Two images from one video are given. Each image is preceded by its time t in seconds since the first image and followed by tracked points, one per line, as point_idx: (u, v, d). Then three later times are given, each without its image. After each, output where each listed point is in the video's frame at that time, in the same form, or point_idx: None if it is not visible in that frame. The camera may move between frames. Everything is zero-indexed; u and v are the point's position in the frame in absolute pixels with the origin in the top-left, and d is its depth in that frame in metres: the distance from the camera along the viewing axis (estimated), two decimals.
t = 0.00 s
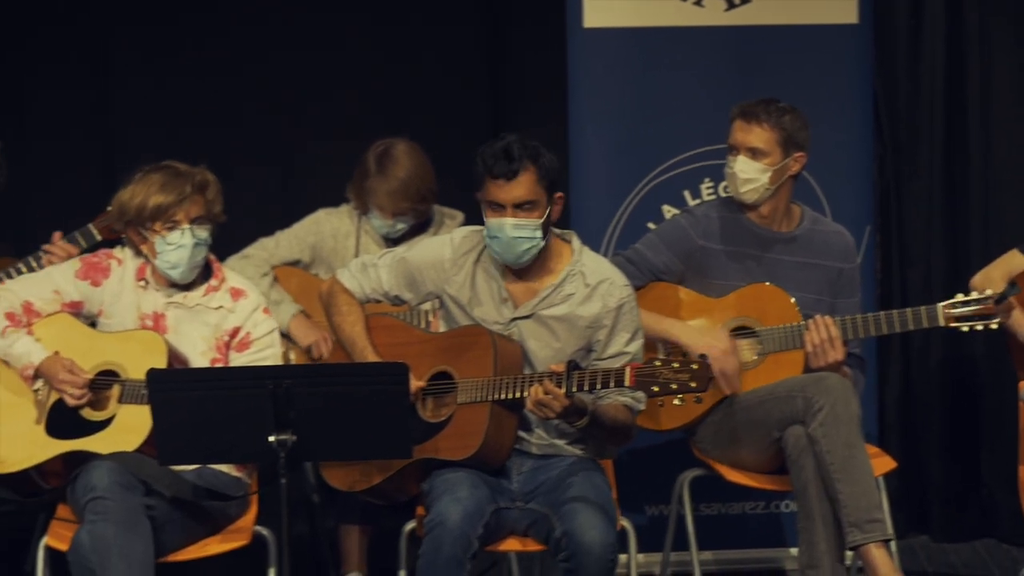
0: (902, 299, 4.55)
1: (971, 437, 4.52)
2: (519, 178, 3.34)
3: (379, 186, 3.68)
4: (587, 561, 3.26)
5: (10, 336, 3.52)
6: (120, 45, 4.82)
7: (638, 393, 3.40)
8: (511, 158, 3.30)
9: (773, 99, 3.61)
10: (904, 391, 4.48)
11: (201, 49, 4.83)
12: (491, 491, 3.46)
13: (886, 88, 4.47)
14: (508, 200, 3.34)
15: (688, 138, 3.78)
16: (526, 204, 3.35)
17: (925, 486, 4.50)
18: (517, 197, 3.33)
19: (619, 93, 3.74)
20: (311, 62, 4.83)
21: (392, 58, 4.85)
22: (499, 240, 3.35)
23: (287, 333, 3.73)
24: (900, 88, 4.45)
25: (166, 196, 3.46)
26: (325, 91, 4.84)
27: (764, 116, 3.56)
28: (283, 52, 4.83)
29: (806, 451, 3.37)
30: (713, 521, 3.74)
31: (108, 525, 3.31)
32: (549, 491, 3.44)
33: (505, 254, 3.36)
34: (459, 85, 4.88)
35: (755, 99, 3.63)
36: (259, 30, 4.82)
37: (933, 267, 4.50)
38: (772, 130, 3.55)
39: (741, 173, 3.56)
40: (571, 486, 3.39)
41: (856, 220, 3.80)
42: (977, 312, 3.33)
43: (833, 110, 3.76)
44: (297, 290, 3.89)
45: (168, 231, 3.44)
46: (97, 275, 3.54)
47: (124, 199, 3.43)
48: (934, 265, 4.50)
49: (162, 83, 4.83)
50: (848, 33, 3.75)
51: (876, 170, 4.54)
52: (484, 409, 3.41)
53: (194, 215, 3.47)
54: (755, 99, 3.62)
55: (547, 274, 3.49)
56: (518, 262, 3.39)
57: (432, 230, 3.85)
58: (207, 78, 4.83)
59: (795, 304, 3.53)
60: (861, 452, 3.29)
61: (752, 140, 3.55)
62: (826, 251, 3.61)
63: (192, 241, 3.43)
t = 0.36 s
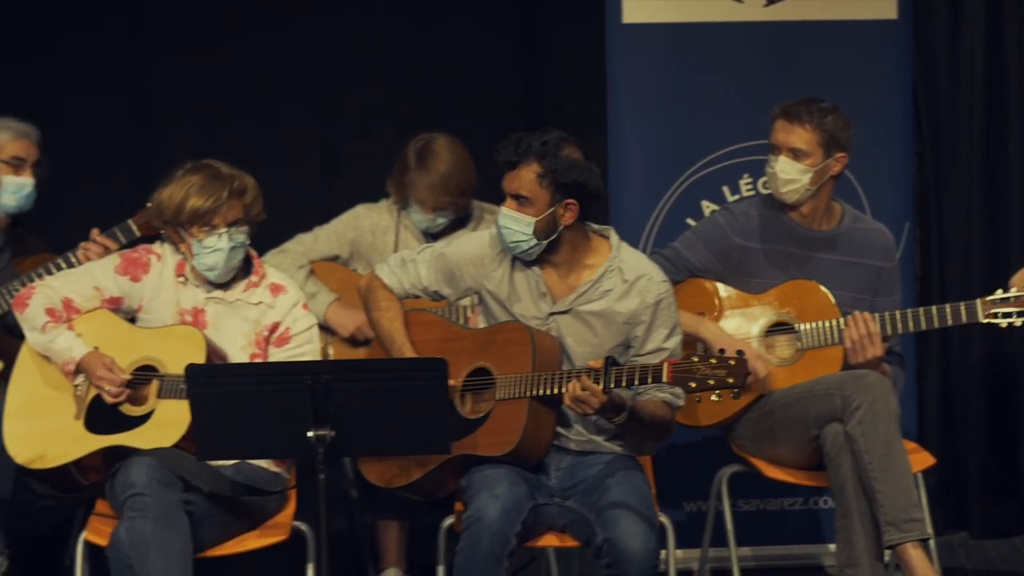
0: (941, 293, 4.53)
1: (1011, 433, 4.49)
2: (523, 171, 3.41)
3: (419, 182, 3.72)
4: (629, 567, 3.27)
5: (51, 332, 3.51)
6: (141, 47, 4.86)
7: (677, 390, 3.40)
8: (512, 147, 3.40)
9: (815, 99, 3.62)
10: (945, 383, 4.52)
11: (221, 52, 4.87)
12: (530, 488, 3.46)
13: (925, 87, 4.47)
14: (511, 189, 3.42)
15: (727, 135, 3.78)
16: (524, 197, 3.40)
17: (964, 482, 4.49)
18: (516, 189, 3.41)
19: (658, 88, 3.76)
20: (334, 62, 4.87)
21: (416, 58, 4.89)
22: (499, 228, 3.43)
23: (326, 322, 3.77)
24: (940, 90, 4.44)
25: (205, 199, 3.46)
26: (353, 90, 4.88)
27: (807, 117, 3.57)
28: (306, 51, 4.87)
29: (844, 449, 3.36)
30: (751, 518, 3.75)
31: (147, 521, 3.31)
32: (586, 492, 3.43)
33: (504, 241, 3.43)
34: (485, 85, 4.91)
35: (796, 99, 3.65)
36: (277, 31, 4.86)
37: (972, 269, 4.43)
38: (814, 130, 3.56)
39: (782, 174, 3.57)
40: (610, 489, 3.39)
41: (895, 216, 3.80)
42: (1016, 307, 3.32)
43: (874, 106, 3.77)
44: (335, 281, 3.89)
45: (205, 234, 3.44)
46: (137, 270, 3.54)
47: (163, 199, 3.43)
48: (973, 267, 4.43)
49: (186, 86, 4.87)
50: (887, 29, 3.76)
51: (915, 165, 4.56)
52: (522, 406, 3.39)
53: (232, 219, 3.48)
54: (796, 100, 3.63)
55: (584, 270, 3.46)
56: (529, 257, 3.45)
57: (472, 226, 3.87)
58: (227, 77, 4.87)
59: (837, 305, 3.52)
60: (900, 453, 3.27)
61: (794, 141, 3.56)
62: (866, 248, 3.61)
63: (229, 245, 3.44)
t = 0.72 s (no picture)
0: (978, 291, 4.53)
1: None
2: (554, 170, 3.40)
3: (454, 181, 3.74)
4: (663, 550, 3.27)
5: (85, 330, 3.52)
6: (168, 47, 4.90)
7: (713, 387, 3.39)
8: (544, 146, 3.39)
9: (851, 97, 3.63)
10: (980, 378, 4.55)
11: (248, 52, 4.90)
12: (566, 485, 3.45)
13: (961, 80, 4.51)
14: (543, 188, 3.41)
15: (762, 133, 3.79)
16: (555, 196, 3.38)
17: (1000, 479, 4.49)
18: (548, 187, 3.40)
19: (694, 87, 3.76)
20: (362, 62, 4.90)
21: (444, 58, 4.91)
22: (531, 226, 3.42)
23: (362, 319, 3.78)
24: (976, 85, 4.47)
25: (241, 192, 3.47)
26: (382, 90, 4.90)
27: (841, 115, 3.58)
28: (332, 51, 4.89)
29: (881, 446, 3.35)
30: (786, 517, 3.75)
31: (183, 519, 3.30)
32: (623, 485, 3.42)
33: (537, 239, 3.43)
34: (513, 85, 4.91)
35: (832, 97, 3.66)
36: (302, 31, 4.89)
37: (1009, 267, 4.45)
38: (848, 128, 3.57)
39: (817, 171, 3.58)
40: (646, 479, 3.38)
41: (932, 215, 3.80)
42: None
43: (910, 104, 3.77)
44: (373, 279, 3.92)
45: (241, 228, 3.45)
46: (173, 267, 3.54)
47: (199, 193, 3.44)
48: (1010, 265, 4.45)
49: (214, 86, 4.90)
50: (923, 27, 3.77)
51: (952, 164, 4.56)
52: (558, 403, 3.39)
53: (269, 212, 3.48)
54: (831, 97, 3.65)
55: (620, 269, 3.46)
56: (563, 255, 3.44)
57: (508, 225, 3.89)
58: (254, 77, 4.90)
59: (872, 300, 3.54)
60: (937, 448, 3.27)
61: (829, 139, 3.58)
62: (903, 245, 3.62)
63: (265, 238, 3.43)
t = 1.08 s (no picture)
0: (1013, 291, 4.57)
1: None
2: (592, 179, 3.41)
3: (490, 182, 3.81)
4: (697, 563, 3.25)
5: (122, 329, 3.51)
6: (199, 48, 4.98)
7: (751, 389, 3.40)
8: (579, 156, 3.39)
9: (892, 98, 3.60)
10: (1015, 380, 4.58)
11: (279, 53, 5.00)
12: (602, 486, 3.45)
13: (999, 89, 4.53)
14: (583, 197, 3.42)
15: (798, 133, 3.79)
16: (595, 205, 3.40)
17: None
18: (587, 196, 3.41)
19: (730, 86, 3.77)
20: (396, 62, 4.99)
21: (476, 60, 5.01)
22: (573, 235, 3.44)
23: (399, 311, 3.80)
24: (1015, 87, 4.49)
25: (273, 188, 3.44)
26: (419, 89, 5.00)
27: (899, 123, 3.55)
28: (367, 50, 4.99)
29: (915, 448, 3.35)
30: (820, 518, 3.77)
31: (218, 518, 3.30)
32: (658, 490, 3.43)
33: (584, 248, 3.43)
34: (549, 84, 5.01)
35: (875, 99, 3.62)
36: (337, 31, 4.98)
37: None
38: (908, 136, 3.55)
39: (882, 182, 3.56)
40: (681, 484, 3.38)
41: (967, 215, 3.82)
42: None
43: (947, 106, 3.77)
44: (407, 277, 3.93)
45: (274, 223, 3.42)
46: (208, 267, 3.54)
47: (232, 190, 3.41)
48: None
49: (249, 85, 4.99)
50: (959, 28, 3.79)
51: (987, 164, 4.56)
52: (596, 404, 3.40)
53: (301, 207, 3.44)
54: (879, 101, 3.60)
55: (657, 270, 3.47)
56: (607, 260, 3.45)
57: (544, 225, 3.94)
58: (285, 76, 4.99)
59: (908, 304, 3.53)
60: (972, 450, 3.26)
61: (890, 149, 3.54)
62: (938, 245, 3.64)
63: (298, 233, 3.40)
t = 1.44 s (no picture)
0: None
1: None
2: (637, 173, 3.42)
3: (526, 180, 3.82)
4: (733, 570, 3.26)
5: (156, 330, 3.52)
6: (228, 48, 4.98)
7: (783, 390, 3.37)
8: (623, 150, 3.40)
9: (945, 114, 3.59)
10: None
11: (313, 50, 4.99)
12: (634, 486, 3.45)
13: None
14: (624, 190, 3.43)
15: (832, 134, 3.80)
16: (637, 198, 3.41)
17: None
18: (628, 190, 3.42)
19: (763, 87, 3.79)
20: (425, 62, 5.01)
21: (509, 61, 5.01)
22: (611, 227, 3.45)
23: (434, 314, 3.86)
24: None
25: (306, 190, 3.42)
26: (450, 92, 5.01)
27: (962, 143, 3.55)
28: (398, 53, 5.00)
29: (950, 449, 3.34)
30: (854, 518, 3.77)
31: (252, 517, 3.30)
32: (691, 493, 3.43)
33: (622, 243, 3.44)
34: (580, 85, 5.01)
35: (932, 116, 3.59)
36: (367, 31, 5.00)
37: None
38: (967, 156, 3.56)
39: (942, 201, 3.56)
40: (716, 492, 3.37)
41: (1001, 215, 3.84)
42: None
43: (980, 106, 3.80)
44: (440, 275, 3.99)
45: (307, 226, 3.40)
46: (241, 267, 3.53)
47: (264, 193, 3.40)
48: None
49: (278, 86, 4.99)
50: (992, 28, 3.80)
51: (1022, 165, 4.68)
52: (628, 404, 3.39)
53: (334, 210, 3.42)
54: (938, 119, 3.58)
55: (691, 271, 3.48)
56: (643, 257, 3.46)
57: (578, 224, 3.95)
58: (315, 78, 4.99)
59: (941, 303, 3.54)
60: (1006, 452, 3.25)
61: (955, 171, 3.55)
62: (971, 245, 3.66)
63: (331, 236, 3.39)
